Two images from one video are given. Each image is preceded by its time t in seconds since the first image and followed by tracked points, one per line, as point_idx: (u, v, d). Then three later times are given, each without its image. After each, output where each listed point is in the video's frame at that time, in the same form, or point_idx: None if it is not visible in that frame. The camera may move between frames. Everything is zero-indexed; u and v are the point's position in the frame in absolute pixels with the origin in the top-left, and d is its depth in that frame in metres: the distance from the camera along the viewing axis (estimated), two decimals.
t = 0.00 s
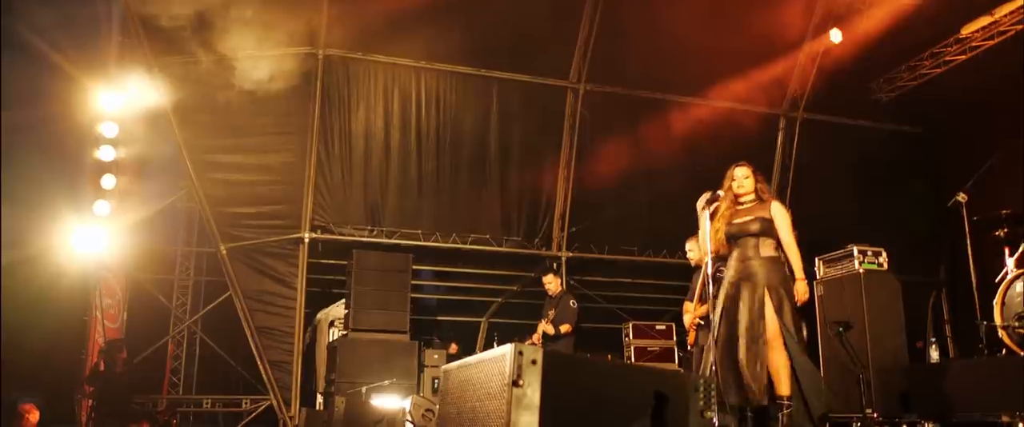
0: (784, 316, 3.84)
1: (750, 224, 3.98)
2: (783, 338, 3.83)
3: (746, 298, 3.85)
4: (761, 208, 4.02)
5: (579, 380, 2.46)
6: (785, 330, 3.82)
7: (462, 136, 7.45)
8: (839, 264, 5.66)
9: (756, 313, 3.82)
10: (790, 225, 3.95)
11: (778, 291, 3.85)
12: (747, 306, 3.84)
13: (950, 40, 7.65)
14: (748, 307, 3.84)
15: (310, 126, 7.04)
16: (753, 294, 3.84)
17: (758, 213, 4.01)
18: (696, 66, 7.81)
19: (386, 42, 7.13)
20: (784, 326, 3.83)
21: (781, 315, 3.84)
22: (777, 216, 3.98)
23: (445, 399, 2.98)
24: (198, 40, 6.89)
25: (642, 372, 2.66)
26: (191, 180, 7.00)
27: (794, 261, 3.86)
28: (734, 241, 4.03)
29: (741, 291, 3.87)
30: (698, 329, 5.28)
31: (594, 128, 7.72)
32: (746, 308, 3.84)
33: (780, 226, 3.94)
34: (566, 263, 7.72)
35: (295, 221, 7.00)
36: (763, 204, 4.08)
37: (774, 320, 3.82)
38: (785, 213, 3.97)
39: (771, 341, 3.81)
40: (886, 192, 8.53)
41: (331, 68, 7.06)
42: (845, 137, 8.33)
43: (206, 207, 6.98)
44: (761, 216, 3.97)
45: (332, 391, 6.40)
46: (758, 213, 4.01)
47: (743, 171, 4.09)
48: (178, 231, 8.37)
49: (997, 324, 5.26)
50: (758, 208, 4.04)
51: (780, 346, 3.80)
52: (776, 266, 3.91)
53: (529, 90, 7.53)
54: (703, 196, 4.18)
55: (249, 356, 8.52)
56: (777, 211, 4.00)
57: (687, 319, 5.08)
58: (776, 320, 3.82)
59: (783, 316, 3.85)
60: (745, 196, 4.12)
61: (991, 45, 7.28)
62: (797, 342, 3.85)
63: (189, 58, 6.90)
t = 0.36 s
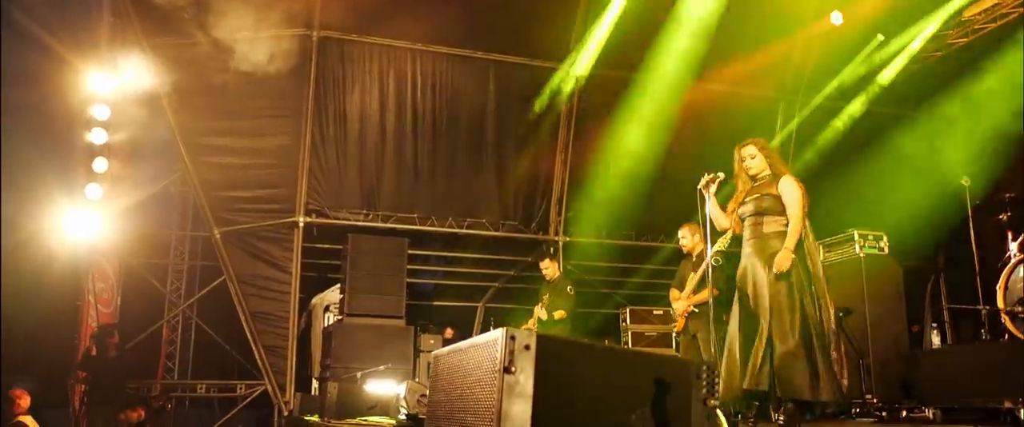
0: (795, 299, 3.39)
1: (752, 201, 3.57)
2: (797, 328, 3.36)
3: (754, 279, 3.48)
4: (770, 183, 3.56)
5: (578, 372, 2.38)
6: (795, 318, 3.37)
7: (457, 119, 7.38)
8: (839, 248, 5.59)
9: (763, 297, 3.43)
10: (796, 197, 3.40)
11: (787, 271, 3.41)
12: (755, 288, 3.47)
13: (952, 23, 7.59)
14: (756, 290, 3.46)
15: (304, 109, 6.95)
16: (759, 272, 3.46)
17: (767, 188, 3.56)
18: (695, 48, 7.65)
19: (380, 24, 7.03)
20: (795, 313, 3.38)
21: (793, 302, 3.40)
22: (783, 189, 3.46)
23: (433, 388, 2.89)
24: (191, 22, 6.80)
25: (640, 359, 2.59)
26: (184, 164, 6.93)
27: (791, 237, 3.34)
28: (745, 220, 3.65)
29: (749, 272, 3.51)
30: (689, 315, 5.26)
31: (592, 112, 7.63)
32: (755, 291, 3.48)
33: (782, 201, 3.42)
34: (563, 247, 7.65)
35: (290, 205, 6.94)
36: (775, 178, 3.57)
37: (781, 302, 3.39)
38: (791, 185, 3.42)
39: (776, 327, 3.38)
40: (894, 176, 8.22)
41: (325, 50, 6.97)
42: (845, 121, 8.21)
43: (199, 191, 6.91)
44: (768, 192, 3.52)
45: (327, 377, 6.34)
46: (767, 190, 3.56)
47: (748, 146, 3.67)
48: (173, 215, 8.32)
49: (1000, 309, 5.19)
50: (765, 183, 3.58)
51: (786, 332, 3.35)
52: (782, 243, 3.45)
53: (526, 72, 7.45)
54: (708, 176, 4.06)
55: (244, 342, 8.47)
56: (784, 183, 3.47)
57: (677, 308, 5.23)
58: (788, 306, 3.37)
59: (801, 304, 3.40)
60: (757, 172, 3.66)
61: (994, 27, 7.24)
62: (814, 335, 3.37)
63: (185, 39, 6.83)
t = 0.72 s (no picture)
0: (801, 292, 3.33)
1: (752, 182, 3.49)
2: (797, 326, 3.32)
3: (759, 266, 3.42)
4: (770, 163, 3.46)
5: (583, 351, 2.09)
6: (799, 316, 3.32)
7: (450, 100, 7.29)
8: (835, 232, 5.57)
9: (768, 288, 3.39)
10: (796, 178, 3.31)
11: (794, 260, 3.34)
12: (758, 276, 3.43)
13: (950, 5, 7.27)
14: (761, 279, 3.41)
15: (295, 90, 6.86)
16: (765, 259, 3.39)
17: (767, 168, 3.46)
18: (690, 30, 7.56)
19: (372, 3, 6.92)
20: (794, 305, 3.33)
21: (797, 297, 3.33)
22: (783, 170, 3.36)
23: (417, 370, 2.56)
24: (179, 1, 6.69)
25: (645, 338, 2.28)
26: (173, 145, 6.84)
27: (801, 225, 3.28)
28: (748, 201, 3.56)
29: (753, 257, 3.44)
30: (684, 298, 5.19)
31: (586, 94, 7.56)
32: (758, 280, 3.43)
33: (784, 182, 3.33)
34: (557, 230, 7.58)
35: (281, 188, 6.85)
36: (775, 157, 3.47)
37: (786, 295, 3.33)
38: (790, 165, 3.33)
39: (776, 324, 3.35)
40: (888, 161, 8.16)
41: (318, 30, 6.89)
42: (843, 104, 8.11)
43: (189, 173, 6.84)
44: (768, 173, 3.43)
45: (321, 360, 6.30)
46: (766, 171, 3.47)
47: (747, 126, 3.57)
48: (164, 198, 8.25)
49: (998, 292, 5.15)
50: (765, 163, 3.48)
51: (788, 331, 3.32)
52: (789, 227, 3.37)
53: (519, 54, 7.36)
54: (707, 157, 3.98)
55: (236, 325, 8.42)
56: (783, 163, 3.37)
57: (674, 290, 5.17)
58: (792, 300, 3.32)
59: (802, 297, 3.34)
60: (758, 152, 3.56)
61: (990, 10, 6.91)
62: (816, 336, 3.32)
63: (174, 19, 6.73)
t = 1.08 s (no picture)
0: (799, 274, 3.28)
1: (754, 164, 3.44)
2: (794, 315, 3.25)
3: (758, 245, 3.40)
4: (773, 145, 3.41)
5: (579, 334, 1.58)
6: (799, 301, 3.26)
7: (446, 82, 7.19)
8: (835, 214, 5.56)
9: (768, 267, 3.36)
10: (798, 159, 3.26)
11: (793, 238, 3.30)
12: (758, 256, 3.41)
13: None
14: (759, 258, 3.40)
15: (289, 72, 6.76)
16: (764, 238, 3.36)
17: (769, 150, 3.42)
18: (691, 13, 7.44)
19: None
20: (790, 290, 3.27)
21: (793, 278, 3.28)
22: (785, 151, 3.32)
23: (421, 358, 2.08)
24: None
25: (654, 316, 1.78)
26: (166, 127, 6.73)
27: (800, 208, 3.24)
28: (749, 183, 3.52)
29: (753, 236, 3.42)
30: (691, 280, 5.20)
31: (581, 76, 7.48)
32: (759, 260, 3.41)
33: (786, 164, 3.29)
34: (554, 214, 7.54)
35: (275, 170, 6.81)
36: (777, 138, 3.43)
37: (787, 276, 3.29)
38: (794, 147, 3.28)
39: (778, 311, 3.28)
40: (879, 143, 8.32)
41: (313, 11, 6.77)
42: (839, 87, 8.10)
43: (181, 155, 6.75)
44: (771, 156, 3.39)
45: (315, 344, 6.24)
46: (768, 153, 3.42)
47: (750, 108, 3.52)
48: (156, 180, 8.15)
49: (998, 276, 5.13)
50: (767, 144, 3.44)
51: (787, 319, 3.25)
52: (788, 209, 3.33)
53: (516, 35, 7.25)
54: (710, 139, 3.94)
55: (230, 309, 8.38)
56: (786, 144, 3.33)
57: (680, 273, 5.18)
58: (790, 278, 3.28)
59: (799, 277, 3.28)
60: (761, 133, 3.51)
61: None
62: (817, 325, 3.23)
63: None
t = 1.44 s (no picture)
0: (792, 254, 3.26)
1: (755, 145, 3.39)
2: (787, 300, 3.25)
3: (755, 225, 3.37)
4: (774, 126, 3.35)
5: (586, 317, 1.49)
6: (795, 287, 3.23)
7: (439, 64, 7.08)
8: (833, 197, 5.55)
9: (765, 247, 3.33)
10: (800, 140, 3.20)
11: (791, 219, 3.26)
12: (755, 235, 3.38)
13: None
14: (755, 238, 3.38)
15: (279, 53, 6.64)
16: (763, 219, 3.33)
17: (770, 130, 3.36)
18: None
19: None
20: (784, 275, 3.26)
21: (796, 264, 3.24)
22: (788, 132, 3.26)
23: (423, 341, 2.01)
24: None
25: (665, 299, 1.66)
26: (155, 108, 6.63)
27: (798, 192, 3.18)
28: (750, 164, 3.48)
29: (751, 216, 3.39)
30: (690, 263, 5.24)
31: (576, 58, 7.39)
32: (755, 239, 3.39)
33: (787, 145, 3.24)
34: (547, 197, 7.51)
35: (267, 152, 6.75)
36: (779, 119, 3.37)
37: (784, 257, 3.26)
38: (796, 127, 3.21)
39: (776, 295, 3.27)
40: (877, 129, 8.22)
41: None
42: (837, 71, 8.02)
43: (170, 136, 6.67)
44: (772, 137, 3.33)
45: (307, 328, 6.19)
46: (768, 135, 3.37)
47: (753, 87, 3.46)
48: (145, 161, 8.05)
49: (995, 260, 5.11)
50: (769, 125, 3.38)
51: (779, 303, 3.26)
52: (788, 191, 3.28)
53: (511, 16, 7.13)
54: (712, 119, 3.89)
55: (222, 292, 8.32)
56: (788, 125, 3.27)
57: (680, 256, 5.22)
58: (790, 261, 3.25)
59: (800, 261, 3.24)
60: (762, 114, 3.46)
61: None
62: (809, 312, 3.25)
63: None
